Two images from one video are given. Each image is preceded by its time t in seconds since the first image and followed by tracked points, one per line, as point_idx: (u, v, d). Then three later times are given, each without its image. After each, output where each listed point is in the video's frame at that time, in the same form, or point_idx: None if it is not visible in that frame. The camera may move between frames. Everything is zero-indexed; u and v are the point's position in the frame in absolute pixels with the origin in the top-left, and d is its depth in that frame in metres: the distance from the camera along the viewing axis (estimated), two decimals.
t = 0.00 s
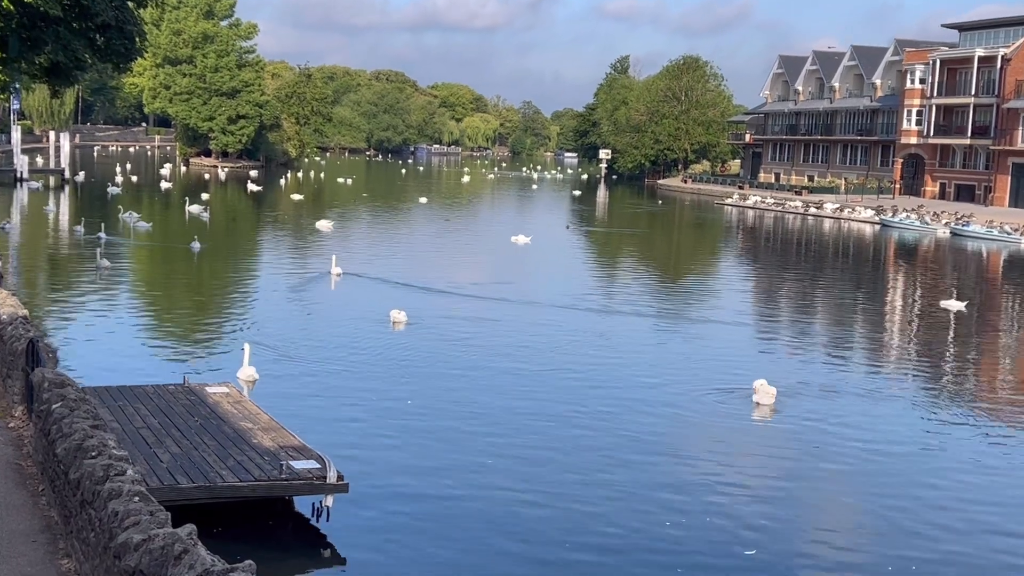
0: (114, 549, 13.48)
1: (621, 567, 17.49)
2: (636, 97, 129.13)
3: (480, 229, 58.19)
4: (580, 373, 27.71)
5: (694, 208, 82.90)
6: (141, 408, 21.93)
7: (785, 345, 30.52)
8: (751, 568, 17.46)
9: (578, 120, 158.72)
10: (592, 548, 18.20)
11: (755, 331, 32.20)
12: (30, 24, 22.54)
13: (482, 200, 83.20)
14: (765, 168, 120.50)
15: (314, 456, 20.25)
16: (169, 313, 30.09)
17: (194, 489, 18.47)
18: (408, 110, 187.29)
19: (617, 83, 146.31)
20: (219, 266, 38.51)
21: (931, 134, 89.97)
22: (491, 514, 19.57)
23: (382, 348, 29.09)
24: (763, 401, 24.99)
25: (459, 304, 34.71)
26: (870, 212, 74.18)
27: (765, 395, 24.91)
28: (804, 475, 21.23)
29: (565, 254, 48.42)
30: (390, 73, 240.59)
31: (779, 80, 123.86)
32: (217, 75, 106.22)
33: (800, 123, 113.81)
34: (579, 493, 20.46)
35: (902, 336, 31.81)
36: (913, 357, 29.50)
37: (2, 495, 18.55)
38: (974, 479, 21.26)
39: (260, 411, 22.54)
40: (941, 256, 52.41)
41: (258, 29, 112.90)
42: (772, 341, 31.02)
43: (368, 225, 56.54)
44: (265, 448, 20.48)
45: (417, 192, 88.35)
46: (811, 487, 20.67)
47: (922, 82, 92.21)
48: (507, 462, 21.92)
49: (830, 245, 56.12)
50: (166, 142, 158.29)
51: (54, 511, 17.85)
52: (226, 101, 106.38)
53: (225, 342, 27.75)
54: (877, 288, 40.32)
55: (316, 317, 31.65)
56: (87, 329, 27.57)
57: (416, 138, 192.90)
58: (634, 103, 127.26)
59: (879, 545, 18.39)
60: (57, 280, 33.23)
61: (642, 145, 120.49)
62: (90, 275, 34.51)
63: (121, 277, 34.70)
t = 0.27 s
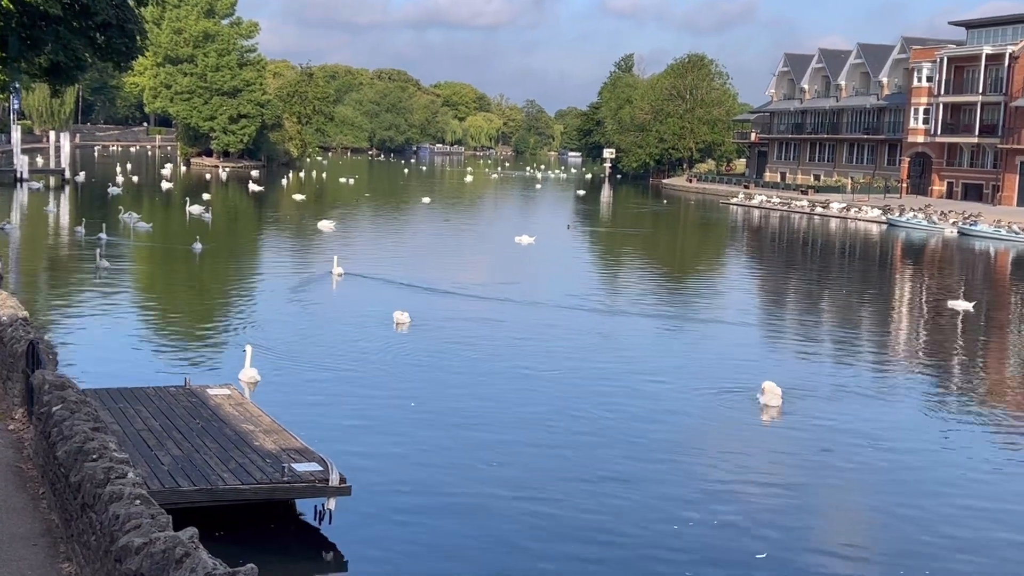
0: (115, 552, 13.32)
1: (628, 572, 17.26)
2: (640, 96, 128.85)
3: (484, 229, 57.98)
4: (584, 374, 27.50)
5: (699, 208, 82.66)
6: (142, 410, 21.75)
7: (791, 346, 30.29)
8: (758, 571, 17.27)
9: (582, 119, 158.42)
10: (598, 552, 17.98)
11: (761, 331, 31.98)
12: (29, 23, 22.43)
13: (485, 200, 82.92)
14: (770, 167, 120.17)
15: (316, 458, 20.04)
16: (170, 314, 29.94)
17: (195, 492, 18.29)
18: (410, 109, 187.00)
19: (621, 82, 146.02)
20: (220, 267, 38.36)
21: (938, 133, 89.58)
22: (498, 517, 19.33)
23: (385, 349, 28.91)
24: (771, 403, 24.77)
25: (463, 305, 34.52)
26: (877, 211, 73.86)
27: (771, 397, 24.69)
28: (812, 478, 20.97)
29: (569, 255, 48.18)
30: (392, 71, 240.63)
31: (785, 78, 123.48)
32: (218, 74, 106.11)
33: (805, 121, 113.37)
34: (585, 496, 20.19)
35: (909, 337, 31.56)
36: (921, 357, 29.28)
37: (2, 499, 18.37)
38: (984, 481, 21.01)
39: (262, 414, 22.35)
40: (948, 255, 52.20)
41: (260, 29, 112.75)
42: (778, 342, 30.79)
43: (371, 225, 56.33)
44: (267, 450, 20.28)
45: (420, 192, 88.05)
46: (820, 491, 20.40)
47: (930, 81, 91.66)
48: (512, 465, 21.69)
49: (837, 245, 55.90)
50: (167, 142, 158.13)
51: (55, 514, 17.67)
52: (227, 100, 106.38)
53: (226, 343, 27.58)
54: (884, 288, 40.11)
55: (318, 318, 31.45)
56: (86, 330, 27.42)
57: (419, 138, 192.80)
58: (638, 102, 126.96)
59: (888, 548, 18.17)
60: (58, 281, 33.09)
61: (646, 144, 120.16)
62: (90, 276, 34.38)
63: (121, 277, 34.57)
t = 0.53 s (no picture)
0: (117, 553, 13.21)
1: (633, 573, 17.13)
2: (645, 93, 128.68)
3: (487, 228, 57.89)
4: (588, 374, 27.37)
5: (704, 206, 82.38)
6: (143, 411, 21.62)
7: (797, 346, 30.11)
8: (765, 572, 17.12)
9: (586, 117, 158.24)
10: (603, 552, 17.86)
11: (766, 330, 31.81)
12: (29, 21, 22.32)
13: (489, 199, 82.79)
14: (776, 165, 119.91)
15: (318, 458, 19.91)
16: (171, 314, 29.83)
17: (197, 493, 18.15)
18: (413, 107, 186.88)
19: (625, 79, 145.76)
20: (222, 266, 38.26)
21: (944, 130, 89.26)
22: (502, 518, 19.21)
23: (389, 349, 28.77)
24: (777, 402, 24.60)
25: (466, 304, 34.39)
26: (883, 209, 73.53)
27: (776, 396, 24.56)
28: (818, 478, 20.82)
29: (573, 253, 48.01)
30: (396, 70, 240.50)
31: (790, 75, 123.17)
32: (220, 73, 106.14)
33: (811, 119, 113.00)
34: (590, 496, 20.07)
35: (916, 336, 31.34)
36: (928, 357, 29.08)
37: (3, 500, 18.24)
38: (992, 481, 20.85)
39: (264, 413, 22.22)
40: (954, 253, 52.05)
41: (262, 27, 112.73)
42: (784, 341, 30.61)
43: (373, 224, 56.20)
44: (269, 450, 20.14)
45: (422, 190, 87.94)
46: (826, 491, 20.25)
47: (936, 77, 91.31)
48: (516, 465, 21.57)
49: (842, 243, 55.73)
50: (169, 141, 158.14)
51: (56, 515, 17.56)
52: (228, 99, 106.35)
53: (227, 343, 27.48)
54: (890, 286, 39.92)
55: (321, 318, 31.34)
56: (87, 330, 27.35)
57: (421, 136, 192.61)
58: (643, 100, 126.76)
59: (895, 548, 18.02)
60: (58, 281, 33.00)
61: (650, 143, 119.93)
62: (91, 275, 34.29)
63: (122, 277, 34.48)
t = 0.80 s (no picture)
0: (119, 555, 13.07)
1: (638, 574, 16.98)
2: (649, 92, 128.33)
3: (491, 228, 57.74)
4: (592, 374, 27.20)
5: (709, 205, 82.07)
6: (145, 412, 21.49)
7: (804, 346, 29.90)
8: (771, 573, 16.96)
9: (591, 115, 157.96)
10: (608, 553, 17.71)
11: (772, 331, 31.61)
12: (31, 19, 22.15)
13: (492, 199, 82.53)
14: (782, 164, 119.57)
15: (321, 459, 19.78)
16: (173, 314, 29.70)
17: (199, 493, 18.03)
18: (416, 106, 186.65)
19: (629, 78, 145.43)
20: (224, 266, 38.14)
21: (952, 128, 88.80)
22: (507, 519, 19.05)
23: (392, 349, 28.64)
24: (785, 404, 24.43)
25: (470, 304, 34.25)
26: (890, 208, 73.25)
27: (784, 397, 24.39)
28: (826, 478, 20.65)
29: (579, 253, 47.79)
30: (399, 68, 240.37)
31: (796, 73, 122.79)
32: (221, 72, 105.99)
33: (818, 117, 112.67)
34: (595, 498, 19.90)
35: (923, 336, 31.11)
36: (937, 357, 28.85)
37: (4, 501, 18.11)
38: (1002, 482, 20.67)
39: (266, 414, 22.10)
40: (963, 253, 51.80)
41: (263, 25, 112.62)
42: (790, 341, 30.41)
43: (376, 224, 56.01)
44: (272, 451, 20.00)
45: (425, 190, 87.71)
46: (833, 491, 20.10)
47: (943, 75, 91.17)
48: (521, 465, 21.41)
49: (849, 243, 55.48)
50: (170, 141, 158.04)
51: (57, 517, 17.43)
52: (230, 97, 106.27)
53: (229, 343, 27.36)
54: (898, 286, 39.70)
55: (323, 318, 31.20)
56: (88, 330, 27.26)
57: (424, 135, 192.52)
58: (647, 98, 126.42)
59: (903, 550, 17.85)
60: (60, 281, 32.91)
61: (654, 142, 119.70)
62: (93, 276, 34.20)
63: (123, 277, 34.37)
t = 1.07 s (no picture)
0: (119, 559, 12.89)
1: None
2: (655, 90, 127.87)
3: (496, 227, 57.41)
4: (598, 374, 26.98)
5: (715, 204, 81.71)
6: (146, 413, 21.29)
7: (811, 345, 29.65)
8: None
9: (595, 113, 157.55)
10: (615, 556, 17.51)
11: (779, 330, 31.37)
12: (29, 17, 21.97)
13: (496, 197, 82.22)
14: (789, 161, 119.03)
15: (323, 461, 19.58)
16: (174, 314, 29.55)
17: (201, 496, 17.83)
18: (419, 104, 186.18)
19: (634, 75, 144.94)
20: (225, 266, 38.01)
21: (961, 125, 88.02)
22: (512, 522, 18.82)
23: (395, 349, 28.45)
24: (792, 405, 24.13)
25: (475, 303, 34.05)
26: (898, 206, 72.84)
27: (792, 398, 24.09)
28: (834, 480, 20.39)
29: (583, 252, 47.55)
30: (403, 66, 240.08)
31: (802, 70, 122.19)
32: (222, 69, 105.62)
33: (825, 114, 112.20)
34: (602, 500, 19.66)
35: (932, 336, 30.78)
36: (945, 356, 28.59)
37: (4, 504, 17.91)
38: (1012, 483, 20.45)
39: (267, 415, 21.90)
40: (972, 251, 51.42)
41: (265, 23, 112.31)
42: (797, 341, 30.10)
43: (379, 223, 55.71)
44: (274, 453, 19.79)
45: (429, 189, 87.37)
46: (841, 493, 19.89)
47: (952, 72, 90.31)
48: (526, 468, 21.18)
49: (857, 241, 55.09)
50: (172, 139, 157.83)
51: (57, 519, 17.23)
52: (232, 96, 105.96)
53: (229, 343, 27.18)
54: (906, 285, 39.39)
55: (326, 318, 31.01)
56: (88, 330, 27.10)
57: (427, 133, 192.13)
58: (652, 96, 125.97)
59: (914, 552, 17.63)
60: (60, 281, 32.77)
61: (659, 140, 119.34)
62: (93, 276, 34.07)
63: (123, 277, 34.20)
